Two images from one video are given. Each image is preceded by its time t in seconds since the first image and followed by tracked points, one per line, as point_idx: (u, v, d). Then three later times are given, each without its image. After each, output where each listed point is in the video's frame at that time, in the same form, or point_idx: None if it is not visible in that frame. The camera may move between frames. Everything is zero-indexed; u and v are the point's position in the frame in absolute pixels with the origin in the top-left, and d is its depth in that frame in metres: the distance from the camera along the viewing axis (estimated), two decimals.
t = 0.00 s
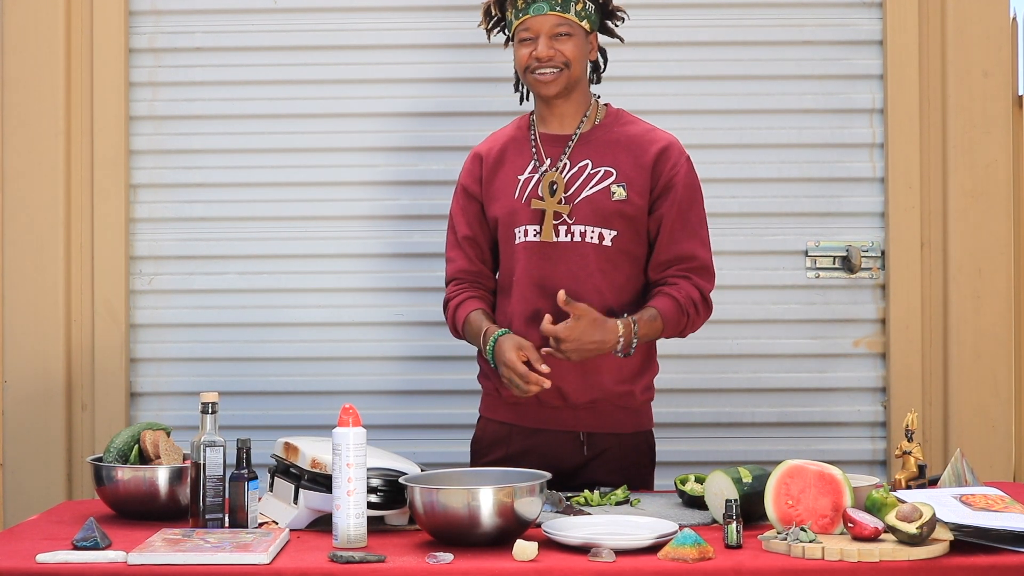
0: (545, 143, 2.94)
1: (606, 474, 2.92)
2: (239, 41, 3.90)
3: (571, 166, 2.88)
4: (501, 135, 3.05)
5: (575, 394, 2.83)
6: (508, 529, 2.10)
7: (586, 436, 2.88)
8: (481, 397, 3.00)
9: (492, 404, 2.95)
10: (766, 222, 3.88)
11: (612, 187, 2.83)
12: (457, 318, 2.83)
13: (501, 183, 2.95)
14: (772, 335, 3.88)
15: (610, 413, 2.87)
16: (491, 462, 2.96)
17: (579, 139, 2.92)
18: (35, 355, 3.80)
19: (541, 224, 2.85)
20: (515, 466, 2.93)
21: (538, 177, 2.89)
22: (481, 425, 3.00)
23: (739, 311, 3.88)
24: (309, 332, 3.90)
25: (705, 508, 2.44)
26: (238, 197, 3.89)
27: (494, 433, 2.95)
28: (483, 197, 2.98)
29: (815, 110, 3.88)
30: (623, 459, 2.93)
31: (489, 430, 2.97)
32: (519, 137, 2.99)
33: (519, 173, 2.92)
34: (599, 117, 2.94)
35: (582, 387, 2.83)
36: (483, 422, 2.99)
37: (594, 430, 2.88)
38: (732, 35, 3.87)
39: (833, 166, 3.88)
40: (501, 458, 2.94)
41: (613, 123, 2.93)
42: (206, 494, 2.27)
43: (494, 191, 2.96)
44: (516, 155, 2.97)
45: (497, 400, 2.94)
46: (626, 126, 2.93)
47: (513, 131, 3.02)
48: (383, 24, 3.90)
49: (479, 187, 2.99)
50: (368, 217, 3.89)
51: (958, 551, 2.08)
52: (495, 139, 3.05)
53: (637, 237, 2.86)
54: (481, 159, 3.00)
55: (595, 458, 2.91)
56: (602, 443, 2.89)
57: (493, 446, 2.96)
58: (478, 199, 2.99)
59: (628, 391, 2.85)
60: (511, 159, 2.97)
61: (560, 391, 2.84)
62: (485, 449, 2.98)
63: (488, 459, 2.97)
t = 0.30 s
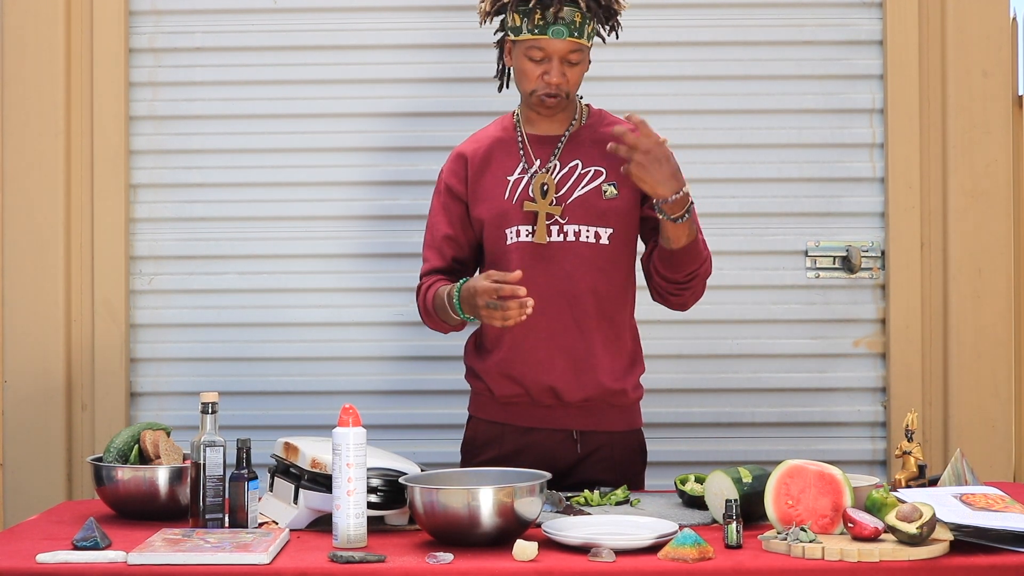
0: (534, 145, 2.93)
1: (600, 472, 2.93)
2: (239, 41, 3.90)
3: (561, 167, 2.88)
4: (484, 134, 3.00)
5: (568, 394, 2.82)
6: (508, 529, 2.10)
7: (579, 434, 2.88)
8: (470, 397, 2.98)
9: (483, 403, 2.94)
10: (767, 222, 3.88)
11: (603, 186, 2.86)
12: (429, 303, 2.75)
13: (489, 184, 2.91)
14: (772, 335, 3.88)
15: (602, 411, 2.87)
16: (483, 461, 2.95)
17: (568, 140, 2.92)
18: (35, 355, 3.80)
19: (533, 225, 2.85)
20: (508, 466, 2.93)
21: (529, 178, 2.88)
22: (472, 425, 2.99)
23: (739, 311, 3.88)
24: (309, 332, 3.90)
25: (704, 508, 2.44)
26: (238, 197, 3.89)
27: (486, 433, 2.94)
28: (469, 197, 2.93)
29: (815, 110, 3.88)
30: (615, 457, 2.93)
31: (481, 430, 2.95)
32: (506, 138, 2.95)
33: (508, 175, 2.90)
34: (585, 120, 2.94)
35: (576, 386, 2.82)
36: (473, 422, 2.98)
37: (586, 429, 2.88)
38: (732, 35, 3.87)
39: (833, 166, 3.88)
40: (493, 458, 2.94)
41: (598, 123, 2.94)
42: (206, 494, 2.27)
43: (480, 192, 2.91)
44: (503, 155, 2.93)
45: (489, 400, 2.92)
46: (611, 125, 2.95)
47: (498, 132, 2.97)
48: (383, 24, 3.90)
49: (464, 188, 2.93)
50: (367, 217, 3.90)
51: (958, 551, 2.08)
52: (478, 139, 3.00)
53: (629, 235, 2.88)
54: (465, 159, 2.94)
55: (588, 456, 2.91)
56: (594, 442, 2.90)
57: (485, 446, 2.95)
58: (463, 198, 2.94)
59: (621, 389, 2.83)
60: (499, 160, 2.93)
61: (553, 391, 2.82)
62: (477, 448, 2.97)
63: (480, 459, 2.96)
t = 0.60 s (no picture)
0: (537, 147, 2.93)
1: (598, 470, 2.94)
2: (239, 41, 3.90)
3: (565, 171, 2.89)
4: (486, 133, 2.98)
5: (569, 396, 2.82)
6: (508, 529, 2.10)
7: (577, 434, 2.89)
8: (468, 396, 2.96)
9: (480, 402, 2.92)
10: (766, 222, 3.88)
11: (605, 192, 2.87)
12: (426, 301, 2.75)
13: (490, 184, 2.90)
14: (772, 335, 3.88)
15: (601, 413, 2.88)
16: (480, 460, 2.94)
17: (572, 144, 2.93)
18: (35, 355, 3.80)
19: (536, 229, 2.85)
20: (505, 465, 2.92)
21: (531, 182, 2.88)
22: (468, 424, 2.97)
23: (739, 311, 3.87)
24: (309, 332, 3.90)
25: (704, 508, 2.44)
26: (238, 197, 3.89)
27: (482, 431, 2.93)
28: (469, 196, 2.92)
29: (815, 110, 3.88)
30: (612, 456, 2.94)
31: (478, 429, 2.94)
32: (510, 138, 2.94)
33: (511, 177, 2.90)
34: (590, 122, 2.94)
35: (577, 389, 2.82)
36: (470, 420, 2.96)
37: (584, 429, 2.88)
38: (732, 35, 3.87)
39: (833, 166, 3.88)
40: (490, 457, 2.93)
41: (602, 127, 2.95)
42: (206, 494, 2.27)
43: (482, 193, 2.91)
44: (505, 157, 2.92)
45: (486, 399, 2.90)
46: (614, 130, 2.96)
47: (501, 131, 2.95)
48: (383, 24, 3.90)
49: (466, 187, 2.92)
50: (367, 217, 3.90)
51: (958, 551, 2.08)
52: (479, 137, 2.98)
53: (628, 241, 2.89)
54: (467, 158, 2.92)
55: (585, 455, 2.92)
56: (593, 441, 2.90)
57: (481, 444, 2.94)
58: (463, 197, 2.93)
59: (620, 391, 2.86)
60: (501, 160, 2.92)
61: (553, 393, 2.82)
62: (474, 447, 2.95)
63: (477, 457, 2.94)
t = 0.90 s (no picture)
0: (540, 147, 2.93)
1: (597, 471, 2.93)
2: (239, 41, 3.90)
3: (565, 171, 2.88)
4: (495, 131, 3.02)
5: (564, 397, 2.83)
6: (508, 529, 2.10)
7: (576, 434, 2.89)
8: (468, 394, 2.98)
9: (480, 401, 2.94)
10: (766, 222, 3.88)
11: (604, 196, 2.84)
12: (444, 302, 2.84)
13: (493, 183, 2.93)
14: (772, 335, 3.88)
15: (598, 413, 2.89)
16: (480, 459, 2.95)
17: (573, 145, 2.91)
18: (36, 355, 3.80)
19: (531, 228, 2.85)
20: (504, 464, 2.93)
21: (532, 182, 2.88)
22: (468, 422, 2.98)
23: (740, 311, 3.87)
24: (309, 332, 3.90)
25: (704, 508, 2.44)
26: (238, 197, 3.89)
27: (482, 430, 2.94)
28: (475, 194, 2.96)
29: (815, 110, 3.88)
30: (611, 457, 2.93)
31: (478, 428, 2.95)
32: (515, 137, 2.96)
33: (513, 175, 2.91)
34: (595, 122, 2.93)
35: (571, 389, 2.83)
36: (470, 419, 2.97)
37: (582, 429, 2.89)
38: (733, 35, 3.87)
39: (833, 166, 3.88)
40: (490, 456, 2.93)
41: (609, 128, 2.94)
42: (206, 494, 2.27)
43: (486, 191, 2.94)
44: (509, 156, 2.95)
45: (485, 398, 2.92)
46: (621, 132, 2.93)
47: (507, 130, 2.99)
48: (383, 24, 3.90)
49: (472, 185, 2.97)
50: (367, 217, 3.89)
51: (958, 551, 2.08)
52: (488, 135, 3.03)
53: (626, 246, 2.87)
54: (475, 157, 2.98)
55: (584, 456, 2.91)
56: (591, 441, 2.90)
57: (481, 443, 2.94)
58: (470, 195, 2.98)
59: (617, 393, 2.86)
60: (505, 159, 2.94)
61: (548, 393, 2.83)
62: (474, 446, 2.96)
63: (477, 456, 2.95)
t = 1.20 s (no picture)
0: (542, 145, 2.94)
1: (599, 471, 2.93)
2: (239, 42, 3.90)
3: (567, 167, 2.89)
4: (496, 133, 3.03)
5: (567, 393, 2.81)
6: (509, 529, 2.10)
7: (577, 433, 2.88)
8: (471, 394, 2.98)
9: (483, 402, 2.94)
10: (766, 222, 3.88)
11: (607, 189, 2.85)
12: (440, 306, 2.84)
13: (496, 182, 2.94)
14: (772, 335, 3.88)
15: (600, 412, 2.87)
16: (482, 459, 2.95)
17: (574, 141, 2.92)
18: (36, 356, 3.80)
19: (537, 225, 2.86)
20: (506, 465, 2.93)
21: (534, 178, 2.89)
22: (470, 423, 2.98)
23: (739, 311, 3.87)
24: (309, 332, 3.90)
25: (704, 508, 2.44)
26: (238, 197, 3.89)
27: (484, 430, 2.94)
28: (477, 195, 2.97)
29: (815, 110, 3.88)
30: (613, 457, 2.93)
31: (480, 428, 2.95)
32: (516, 137, 2.98)
33: (515, 174, 2.92)
34: (595, 119, 2.95)
35: (575, 385, 2.82)
36: (472, 420, 2.98)
37: (584, 429, 2.88)
38: (733, 35, 3.87)
39: (833, 166, 3.88)
40: (492, 456, 2.93)
41: (609, 124, 2.95)
42: (206, 494, 2.27)
43: (487, 191, 2.94)
44: (511, 155, 2.96)
45: (487, 398, 2.92)
46: (620, 128, 2.95)
47: (509, 131, 3.00)
48: (383, 24, 3.90)
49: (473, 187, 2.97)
50: (367, 217, 3.89)
51: (958, 551, 2.08)
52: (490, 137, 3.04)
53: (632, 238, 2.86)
54: (476, 158, 2.98)
55: (586, 456, 2.91)
56: (593, 442, 2.89)
57: (483, 443, 2.95)
58: (472, 197, 2.98)
59: (619, 390, 2.83)
60: (507, 158, 2.96)
61: (552, 388, 2.82)
62: (476, 446, 2.96)
63: (479, 457, 2.95)
